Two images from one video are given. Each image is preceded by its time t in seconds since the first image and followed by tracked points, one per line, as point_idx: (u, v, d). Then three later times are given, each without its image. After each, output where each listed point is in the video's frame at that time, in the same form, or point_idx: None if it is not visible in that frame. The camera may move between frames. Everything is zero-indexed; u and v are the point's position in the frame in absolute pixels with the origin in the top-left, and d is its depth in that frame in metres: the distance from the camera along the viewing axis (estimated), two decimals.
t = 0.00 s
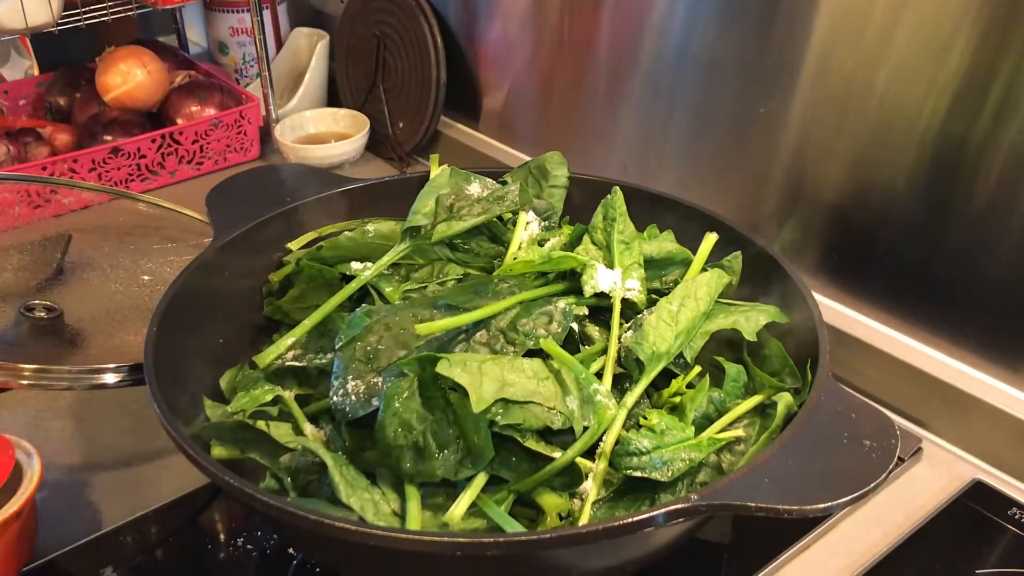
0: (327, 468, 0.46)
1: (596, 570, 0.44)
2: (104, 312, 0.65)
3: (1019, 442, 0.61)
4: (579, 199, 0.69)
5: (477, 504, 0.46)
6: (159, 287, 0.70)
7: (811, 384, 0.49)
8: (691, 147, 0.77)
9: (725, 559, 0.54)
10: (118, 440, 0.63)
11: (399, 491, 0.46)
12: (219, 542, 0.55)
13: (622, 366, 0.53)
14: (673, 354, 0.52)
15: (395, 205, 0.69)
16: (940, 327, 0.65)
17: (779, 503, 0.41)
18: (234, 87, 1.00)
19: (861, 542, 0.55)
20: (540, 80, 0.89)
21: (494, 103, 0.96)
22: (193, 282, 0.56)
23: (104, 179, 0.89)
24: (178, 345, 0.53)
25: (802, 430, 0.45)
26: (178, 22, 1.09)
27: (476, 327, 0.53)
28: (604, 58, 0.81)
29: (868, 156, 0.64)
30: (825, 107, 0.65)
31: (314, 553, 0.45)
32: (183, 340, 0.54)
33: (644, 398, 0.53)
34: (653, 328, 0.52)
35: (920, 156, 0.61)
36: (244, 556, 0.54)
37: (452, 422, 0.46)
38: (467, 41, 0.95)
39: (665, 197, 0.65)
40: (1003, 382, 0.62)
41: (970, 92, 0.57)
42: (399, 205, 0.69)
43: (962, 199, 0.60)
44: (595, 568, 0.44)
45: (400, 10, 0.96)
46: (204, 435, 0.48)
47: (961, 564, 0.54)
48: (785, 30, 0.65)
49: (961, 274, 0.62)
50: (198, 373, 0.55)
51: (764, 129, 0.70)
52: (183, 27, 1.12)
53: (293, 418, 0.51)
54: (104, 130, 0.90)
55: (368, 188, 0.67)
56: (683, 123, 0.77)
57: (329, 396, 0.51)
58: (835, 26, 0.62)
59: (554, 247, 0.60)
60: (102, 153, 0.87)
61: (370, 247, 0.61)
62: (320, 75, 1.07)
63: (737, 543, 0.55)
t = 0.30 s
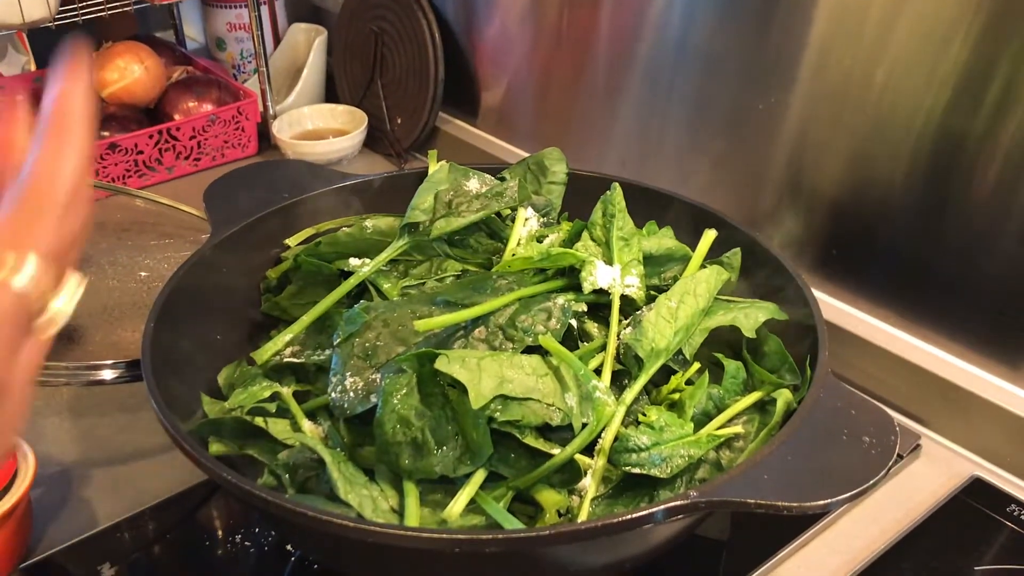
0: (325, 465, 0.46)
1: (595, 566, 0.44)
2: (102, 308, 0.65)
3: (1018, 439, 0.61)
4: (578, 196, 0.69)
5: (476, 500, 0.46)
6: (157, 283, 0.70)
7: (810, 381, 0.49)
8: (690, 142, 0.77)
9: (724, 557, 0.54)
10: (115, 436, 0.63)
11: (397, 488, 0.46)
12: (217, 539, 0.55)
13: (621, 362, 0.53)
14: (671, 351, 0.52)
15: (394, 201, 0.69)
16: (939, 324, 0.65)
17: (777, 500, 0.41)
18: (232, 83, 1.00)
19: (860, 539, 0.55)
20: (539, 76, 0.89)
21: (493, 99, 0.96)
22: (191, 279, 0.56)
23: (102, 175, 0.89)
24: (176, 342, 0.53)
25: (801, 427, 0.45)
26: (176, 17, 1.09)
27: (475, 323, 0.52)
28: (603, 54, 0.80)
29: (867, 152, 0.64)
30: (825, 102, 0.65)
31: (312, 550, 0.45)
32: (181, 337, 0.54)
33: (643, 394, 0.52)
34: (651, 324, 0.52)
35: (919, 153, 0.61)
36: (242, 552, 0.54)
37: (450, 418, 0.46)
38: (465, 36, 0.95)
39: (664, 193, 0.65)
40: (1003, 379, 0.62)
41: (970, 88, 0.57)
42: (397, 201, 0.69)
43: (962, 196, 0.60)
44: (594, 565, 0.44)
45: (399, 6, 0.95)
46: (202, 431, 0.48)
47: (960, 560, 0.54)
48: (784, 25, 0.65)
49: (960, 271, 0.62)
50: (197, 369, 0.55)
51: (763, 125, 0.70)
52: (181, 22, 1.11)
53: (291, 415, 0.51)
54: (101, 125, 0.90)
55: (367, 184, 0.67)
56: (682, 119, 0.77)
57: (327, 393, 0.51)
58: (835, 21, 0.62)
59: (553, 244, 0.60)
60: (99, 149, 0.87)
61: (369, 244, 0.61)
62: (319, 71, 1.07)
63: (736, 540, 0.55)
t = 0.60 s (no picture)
0: (324, 462, 0.46)
1: (594, 563, 0.44)
2: (100, 305, 0.65)
3: (1017, 436, 0.61)
4: (577, 193, 0.69)
5: (474, 497, 0.46)
6: (155, 280, 0.70)
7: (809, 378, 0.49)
8: (690, 140, 0.77)
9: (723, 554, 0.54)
10: (114, 433, 0.63)
11: (396, 484, 0.46)
12: (216, 536, 0.55)
13: (620, 359, 0.53)
14: (671, 348, 0.52)
15: (393, 198, 0.69)
16: (938, 322, 0.65)
17: (776, 497, 0.41)
18: (231, 80, 1.00)
19: (858, 536, 0.55)
20: (538, 74, 0.88)
21: (492, 96, 0.95)
22: (189, 276, 0.56)
23: (100, 172, 0.89)
24: (174, 339, 0.53)
25: (800, 424, 0.45)
26: (174, 14, 1.08)
27: (474, 320, 0.52)
28: (603, 51, 0.80)
29: (867, 150, 0.64)
30: (824, 100, 0.65)
31: (311, 547, 0.45)
32: (180, 334, 0.54)
33: (642, 391, 0.52)
34: (651, 321, 0.52)
35: (919, 151, 0.61)
36: (241, 549, 0.54)
37: (449, 415, 0.46)
38: (464, 34, 0.94)
39: (663, 191, 0.65)
40: (1002, 376, 0.62)
41: (970, 85, 0.57)
42: (396, 198, 0.69)
43: (962, 194, 0.60)
44: (592, 562, 0.44)
45: (398, 2, 0.95)
46: (200, 427, 0.48)
47: (959, 557, 0.54)
48: (784, 22, 0.65)
49: (959, 268, 0.62)
50: (195, 366, 0.55)
51: (762, 123, 0.70)
52: (179, 18, 1.11)
53: (290, 411, 0.51)
54: (100, 122, 0.90)
55: (366, 181, 0.67)
56: (682, 116, 0.76)
57: (325, 389, 0.51)
58: (835, 18, 0.62)
59: (552, 241, 0.60)
60: (97, 146, 0.87)
61: (368, 240, 0.61)
62: (318, 68, 1.07)
63: (735, 537, 0.55)
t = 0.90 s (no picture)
0: (325, 460, 0.46)
1: (594, 561, 0.44)
2: (101, 304, 0.65)
3: (1016, 435, 0.61)
4: (577, 192, 0.69)
5: (475, 496, 0.46)
6: (156, 279, 0.70)
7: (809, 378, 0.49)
8: (690, 139, 0.77)
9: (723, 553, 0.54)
10: (116, 432, 0.63)
11: (397, 483, 0.46)
12: (217, 534, 0.55)
13: (620, 359, 0.53)
14: (671, 347, 0.52)
15: (393, 197, 0.69)
16: (938, 321, 0.65)
17: (776, 495, 0.41)
18: (231, 80, 1.00)
19: (858, 535, 0.55)
20: (538, 73, 0.89)
21: (492, 96, 0.96)
22: (190, 275, 0.56)
23: (101, 171, 0.89)
24: (176, 337, 0.53)
25: (800, 423, 0.45)
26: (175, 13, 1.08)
27: (475, 319, 0.53)
28: (603, 51, 0.80)
29: (867, 150, 0.64)
30: (824, 100, 0.65)
31: (312, 545, 0.45)
32: (181, 333, 0.54)
33: (642, 390, 0.53)
34: (652, 321, 0.52)
35: (918, 151, 0.61)
36: (242, 548, 0.54)
37: (450, 414, 0.46)
38: (465, 33, 0.95)
39: (663, 190, 0.65)
40: (1001, 376, 0.63)
41: (969, 86, 0.57)
42: (396, 197, 0.69)
43: (962, 193, 0.60)
44: (593, 560, 0.44)
45: (399, 2, 0.95)
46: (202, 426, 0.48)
47: (958, 556, 0.54)
48: (784, 22, 0.65)
49: (959, 268, 0.62)
50: (197, 365, 0.55)
51: (762, 122, 0.70)
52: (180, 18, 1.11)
53: (291, 410, 0.51)
54: (101, 121, 0.90)
55: (366, 181, 0.67)
56: (682, 116, 0.77)
57: (326, 388, 0.51)
58: (835, 18, 0.62)
59: (552, 240, 0.60)
60: (98, 145, 0.87)
61: (369, 240, 0.61)
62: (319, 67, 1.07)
63: (734, 536, 0.55)
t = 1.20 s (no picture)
0: (326, 460, 0.46)
1: (594, 561, 0.44)
2: (102, 304, 0.65)
3: (1015, 434, 0.61)
4: (577, 192, 0.69)
5: (475, 495, 0.46)
6: (157, 279, 0.70)
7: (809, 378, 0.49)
8: (690, 139, 0.77)
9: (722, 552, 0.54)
10: (116, 431, 0.63)
11: (397, 483, 0.46)
12: (218, 534, 0.55)
13: (621, 359, 0.54)
14: (672, 348, 0.52)
15: (394, 197, 0.69)
16: (938, 321, 0.65)
17: (776, 495, 0.41)
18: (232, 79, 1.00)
19: (858, 534, 0.55)
20: (538, 73, 0.89)
21: (492, 96, 0.96)
22: (192, 275, 0.56)
23: (102, 171, 0.89)
24: (178, 337, 0.53)
25: (800, 423, 0.45)
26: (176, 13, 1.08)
27: (475, 319, 0.53)
28: (603, 51, 0.80)
29: (867, 150, 0.64)
30: (824, 100, 0.65)
31: (313, 544, 0.45)
32: (182, 333, 0.54)
33: (642, 390, 0.53)
34: (653, 321, 0.52)
35: (918, 151, 0.61)
36: (243, 547, 0.54)
37: (450, 413, 0.46)
38: (465, 33, 0.95)
39: (663, 190, 0.65)
40: (1001, 376, 0.63)
41: (969, 86, 0.57)
42: (397, 197, 0.69)
43: (961, 194, 0.60)
44: (593, 559, 0.44)
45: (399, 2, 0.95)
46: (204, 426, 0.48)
47: (958, 555, 0.54)
48: (784, 22, 0.65)
49: (958, 268, 0.62)
50: (198, 365, 0.55)
51: (762, 122, 0.70)
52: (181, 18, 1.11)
53: (292, 409, 0.51)
54: (102, 121, 0.90)
55: (367, 181, 0.67)
56: (682, 115, 0.77)
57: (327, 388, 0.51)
58: (835, 19, 0.62)
59: (552, 240, 0.60)
60: (99, 145, 0.87)
61: (370, 240, 0.61)
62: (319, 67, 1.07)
63: (734, 535, 0.55)
